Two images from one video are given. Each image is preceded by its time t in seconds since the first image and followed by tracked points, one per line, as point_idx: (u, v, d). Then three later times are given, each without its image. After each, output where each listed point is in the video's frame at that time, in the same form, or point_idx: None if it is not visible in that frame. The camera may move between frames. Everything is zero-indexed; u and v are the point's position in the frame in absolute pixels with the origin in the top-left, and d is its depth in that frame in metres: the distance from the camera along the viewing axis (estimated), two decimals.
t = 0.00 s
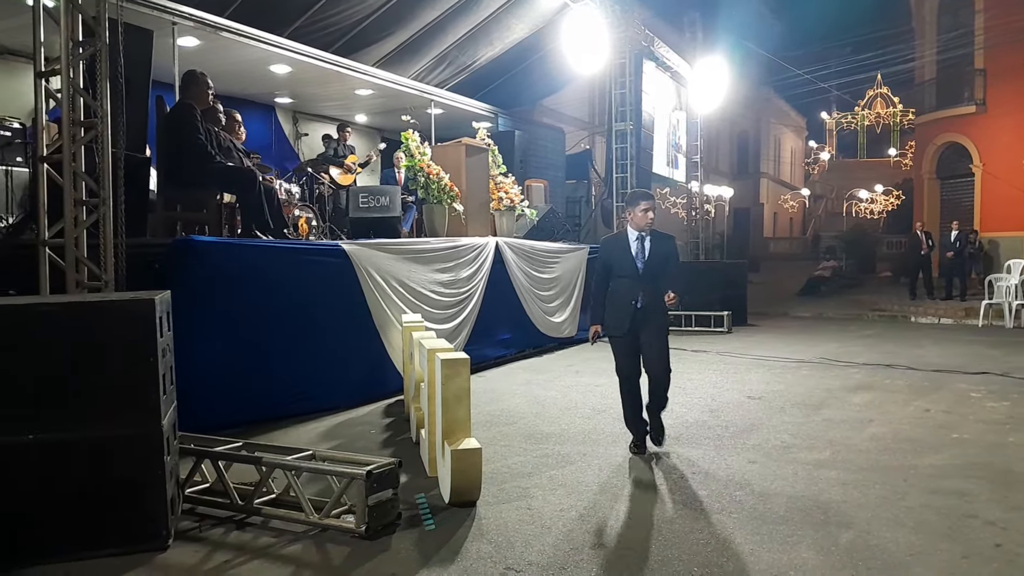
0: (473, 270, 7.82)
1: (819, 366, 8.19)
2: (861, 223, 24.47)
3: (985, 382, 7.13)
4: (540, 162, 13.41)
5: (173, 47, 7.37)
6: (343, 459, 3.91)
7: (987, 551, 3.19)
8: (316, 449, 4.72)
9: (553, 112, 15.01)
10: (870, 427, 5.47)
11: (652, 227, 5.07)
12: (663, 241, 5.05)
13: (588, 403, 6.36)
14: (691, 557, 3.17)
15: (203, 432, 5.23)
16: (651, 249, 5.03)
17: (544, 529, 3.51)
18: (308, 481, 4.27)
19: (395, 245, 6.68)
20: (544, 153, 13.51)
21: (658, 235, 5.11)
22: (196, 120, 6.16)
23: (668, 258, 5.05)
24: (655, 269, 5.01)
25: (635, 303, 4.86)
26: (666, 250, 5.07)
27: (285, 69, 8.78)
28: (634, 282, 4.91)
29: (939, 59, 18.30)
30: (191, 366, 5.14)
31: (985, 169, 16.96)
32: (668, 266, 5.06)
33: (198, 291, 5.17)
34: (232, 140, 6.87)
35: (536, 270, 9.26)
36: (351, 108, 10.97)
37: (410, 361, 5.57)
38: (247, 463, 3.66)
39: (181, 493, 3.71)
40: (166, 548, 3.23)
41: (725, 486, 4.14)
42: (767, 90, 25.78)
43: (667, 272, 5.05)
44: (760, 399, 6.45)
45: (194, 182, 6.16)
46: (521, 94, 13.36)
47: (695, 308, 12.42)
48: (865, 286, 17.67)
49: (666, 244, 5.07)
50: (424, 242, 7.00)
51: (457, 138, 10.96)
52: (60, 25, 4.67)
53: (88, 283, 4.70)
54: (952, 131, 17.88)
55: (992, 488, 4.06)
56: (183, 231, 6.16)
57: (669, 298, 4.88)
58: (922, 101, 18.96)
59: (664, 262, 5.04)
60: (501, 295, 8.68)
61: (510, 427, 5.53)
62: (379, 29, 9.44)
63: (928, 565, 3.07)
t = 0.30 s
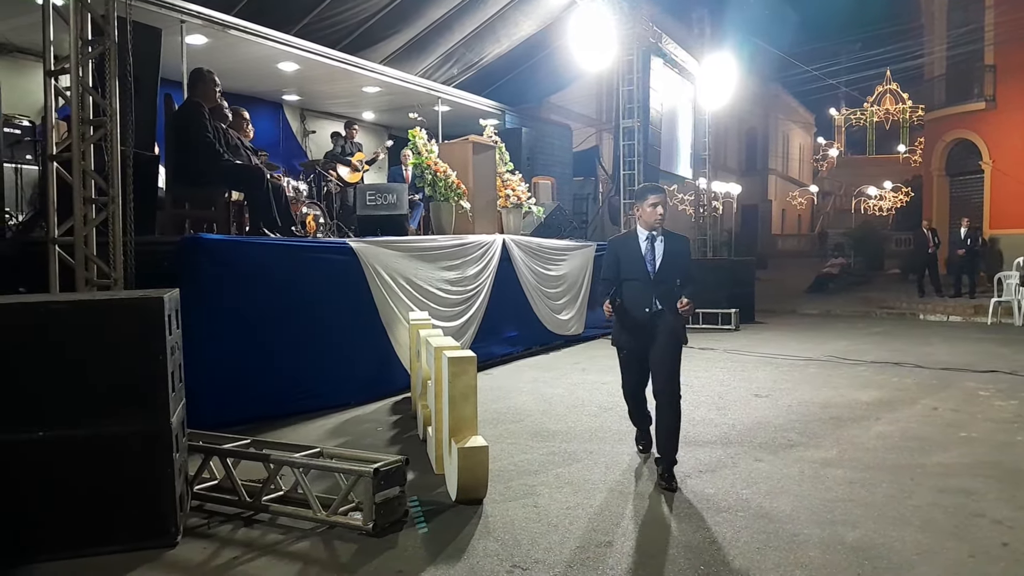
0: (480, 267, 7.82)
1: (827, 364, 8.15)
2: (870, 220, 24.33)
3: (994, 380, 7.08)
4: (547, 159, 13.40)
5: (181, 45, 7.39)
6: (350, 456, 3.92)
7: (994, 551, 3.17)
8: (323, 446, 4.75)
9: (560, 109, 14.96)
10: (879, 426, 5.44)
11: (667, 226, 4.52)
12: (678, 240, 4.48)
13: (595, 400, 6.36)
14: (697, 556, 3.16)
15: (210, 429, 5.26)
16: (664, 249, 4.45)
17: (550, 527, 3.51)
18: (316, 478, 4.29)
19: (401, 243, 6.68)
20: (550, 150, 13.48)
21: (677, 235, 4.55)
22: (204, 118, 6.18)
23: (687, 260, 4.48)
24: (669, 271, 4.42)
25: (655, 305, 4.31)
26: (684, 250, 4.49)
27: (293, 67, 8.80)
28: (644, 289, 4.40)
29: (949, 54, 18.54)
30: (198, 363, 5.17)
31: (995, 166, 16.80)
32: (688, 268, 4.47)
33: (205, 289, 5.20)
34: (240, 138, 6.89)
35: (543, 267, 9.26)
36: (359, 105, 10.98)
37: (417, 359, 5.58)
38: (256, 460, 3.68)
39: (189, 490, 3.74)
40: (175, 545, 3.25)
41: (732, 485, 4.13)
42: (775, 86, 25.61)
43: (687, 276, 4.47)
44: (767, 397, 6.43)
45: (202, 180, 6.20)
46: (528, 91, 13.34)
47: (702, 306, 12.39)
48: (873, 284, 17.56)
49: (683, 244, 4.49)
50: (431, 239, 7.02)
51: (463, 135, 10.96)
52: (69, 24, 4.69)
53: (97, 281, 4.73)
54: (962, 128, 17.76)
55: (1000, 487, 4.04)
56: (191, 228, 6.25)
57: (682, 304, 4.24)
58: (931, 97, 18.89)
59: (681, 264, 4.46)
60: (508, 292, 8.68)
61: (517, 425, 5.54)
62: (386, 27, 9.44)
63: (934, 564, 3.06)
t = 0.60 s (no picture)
0: (485, 268, 7.83)
1: (831, 365, 8.14)
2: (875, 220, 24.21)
3: (999, 381, 7.06)
4: (552, 159, 13.42)
5: (187, 47, 7.42)
6: (355, 458, 3.94)
7: (998, 553, 3.17)
8: (328, 447, 4.77)
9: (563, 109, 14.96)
10: (883, 427, 5.43)
11: (656, 223, 3.98)
12: (666, 240, 3.96)
13: (599, 401, 6.37)
14: (702, 558, 3.17)
15: (216, 430, 5.28)
16: (650, 250, 3.93)
17: (554, 529, 3.53)
18: (321, 479, 4.31)
19: (406, 244, 6.71)
20: (554, 150, 13.47)
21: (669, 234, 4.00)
22: (210, 120, 6.21)
23: (679, 262, 3.92)
24: (654, 273, 3.89)
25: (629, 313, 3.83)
26: (674, 251, 3.93)
27: (298, 68, 8.82)
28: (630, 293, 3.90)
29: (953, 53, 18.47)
30: (203, 365, 5.19)
31: (1001, 166, 16.71)
32: (680, 271, 3.90)
33: (210, 290, 5.23)
34: (245, 139, 6.91)
35: (548, 267, 9.27)
36: (364, 106, 11.00)
37: (422, 360, 5.60)
38: (262, 461, 3.70)
39: (196, 491, 3.76)
40: (182, 545, 3.27)
41: (736, 486, 4.13)
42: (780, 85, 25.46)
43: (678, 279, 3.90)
44: (771, 398, 6.42)
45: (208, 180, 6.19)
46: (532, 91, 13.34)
47: (707, 307, 12.37)
48: (880, 284, 17.51)
49: (674, 244, 3.93)
50: (436, 241, 7.04)
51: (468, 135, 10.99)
52: (77, 27, 4.72)
53: (105, 283, 4.77)
54: (968, 127, 17.70)
55: (1005, 489, 4.03)
56: (197, 230, 6.22)
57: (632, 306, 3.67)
58: (936, 97, 18.87)
59: (669, 266, 3.90)
60: (513, 293, 8.70)
61: (521, 426, 5.55)
62: (391, 27, 9.45)
63: (939, 566, 3.06)
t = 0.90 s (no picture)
0: (489, 270, 7.84)
1: (837, 367, 8.12)
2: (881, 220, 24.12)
3: (1005, 384, 7.04)
4: (557, 159, 13.43)
5: (193, 49, 7.45)
6: (360, 461, 3.95)
7: (1003, 558, 3.17)
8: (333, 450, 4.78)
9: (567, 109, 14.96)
10: (888, 430, 5.42)
11: (624, 226, 3.40)
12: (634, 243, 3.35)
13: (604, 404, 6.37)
14: (707, 563, 3.17)
15: (222, 432, 5.30)
16: (616, 257, 3.36)
17: (559, 533, 3.53)
18: (326, 482, 4.32)
19: (411, 246, 6.73)
20: (560, 150, 13.47)
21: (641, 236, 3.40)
22: (215, 122, 6.23)
23: (651, 268, 3.33)
24: (623, 284, 3.31)
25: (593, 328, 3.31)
26: (647, 257, 3.33)
27: (304, 70, 8.85)
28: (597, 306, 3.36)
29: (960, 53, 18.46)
30: (208, 367, 5.21)
31: (1007, 166, 16.64)
32: (653, 282, 3.29)
33: (216, 293, 5.25)
34: (250, 141, 6.94)
35: (552, 269, 9.28)
36: (369, 107, 11.02)
37: (427, 363, 5.61)
38: (267, 465, 3.71)
39: (202, 494, 3.77)
40: (188, 548, 3.29)
41: (741, 490, 4.13)
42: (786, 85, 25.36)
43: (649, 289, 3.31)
44: (776, 401, 6.41)
45: (213, 182, 6.19)
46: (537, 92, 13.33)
47: (712, 307, 12.37)
48: (886, 284, 17.46)
49: (646, 249, 3.33)
50: (441, 243, 7.06)
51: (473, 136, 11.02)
52: (84, 31, 4.75)
53: (111, 286, 4.81)
54: (974, 127, 17.63)
55: (1010, 493, 4.03)
56: (203, 232, 6.27)
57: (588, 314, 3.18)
58: (942, 97, 18.74)
59: (637, 275, 3.31)
60: (518, 294, 8.71)
61: (526, 428, 5.55)
62: (397, 29, 9.46)
63: (944, 571, 3.06)
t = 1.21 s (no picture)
0: (497, 270, 7.88)
1: (846, 368, 8.07)
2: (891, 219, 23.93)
3: (1017, 386, 6.96)
4: (565, 159, 13.43)
5: (202, 50, 7.49)
6: (368, 462, 3.95)
7: (1013, 562, 3.14)
8: (340, 450, 4.79)
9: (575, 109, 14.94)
10: (897, 432, 5.38)
11: (571, 237, 2.94)
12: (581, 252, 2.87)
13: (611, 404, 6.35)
14: (714, 566, 3.16)
15: (230, 432, 5.33)
16: (563, 270, 2.84)
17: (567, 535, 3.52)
18: (334, 482, 4.33)
19: (418, 247, 6.75)
20: (567, 151, 13.46)
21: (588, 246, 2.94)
22: (224, 124, 6.24)
23: (604, 285, 2.86)
24: (574, 301, 2.83)
25: (554, 352, 2.82)
26: (598, 270, 2.85)
27: (312, 71, 8.88)
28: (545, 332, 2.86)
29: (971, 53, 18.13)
30: (215, 368, 5.24)
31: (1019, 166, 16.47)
32: (609, 297, 2.85)
33: (223, 294, 5.26)
34: (259, 142, 6.97)
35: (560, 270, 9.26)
36: (377, 108, 11.04)
37: (434, 364, 5.62)
38: (275, 466, 3.71)
39: (210, 495, 3.79)
40: (197, 549, 3.31)
41: (749, 492, 4.11)
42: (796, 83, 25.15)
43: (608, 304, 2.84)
44: (785, 403, 6.37)
45: (220, 184, 6.24)
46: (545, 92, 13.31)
47: (720, 307, 12.35)
48: (896, 284, 17.32)
49: (596, 260, 2.85)
50: (448, 243, 7.08)
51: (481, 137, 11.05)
52: (94, 34, 4.78)
53: (121, 287, 4.84)
54: (985, 127, 17.44)
55: (1019, 496, 3.99)
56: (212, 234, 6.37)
57: (567, 340, 2.69)
58: (953, 96, 18.51)
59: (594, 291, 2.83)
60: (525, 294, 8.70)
61: (534, 429, 5.55)
62: (404, 30, 9.47)
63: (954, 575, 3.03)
